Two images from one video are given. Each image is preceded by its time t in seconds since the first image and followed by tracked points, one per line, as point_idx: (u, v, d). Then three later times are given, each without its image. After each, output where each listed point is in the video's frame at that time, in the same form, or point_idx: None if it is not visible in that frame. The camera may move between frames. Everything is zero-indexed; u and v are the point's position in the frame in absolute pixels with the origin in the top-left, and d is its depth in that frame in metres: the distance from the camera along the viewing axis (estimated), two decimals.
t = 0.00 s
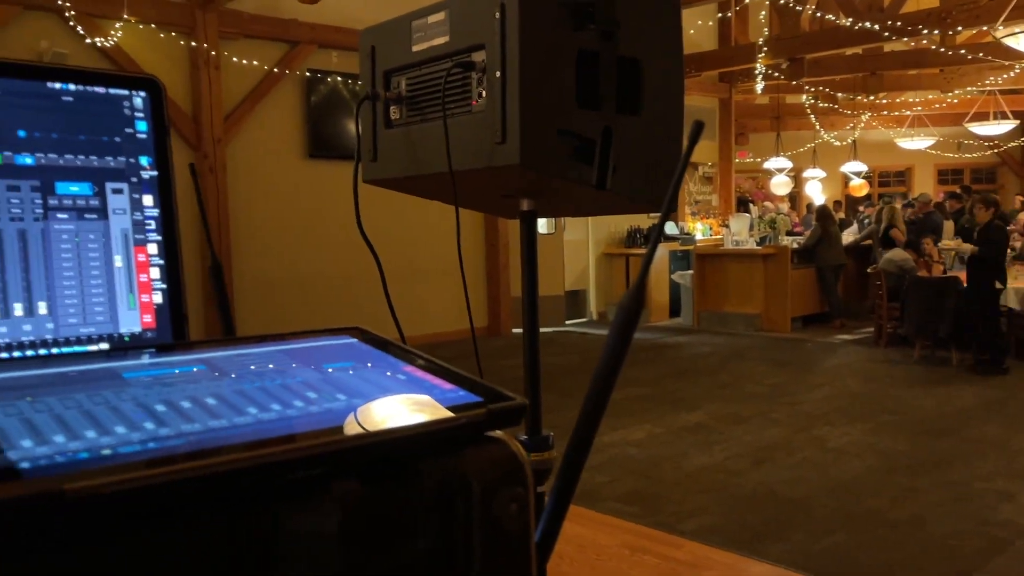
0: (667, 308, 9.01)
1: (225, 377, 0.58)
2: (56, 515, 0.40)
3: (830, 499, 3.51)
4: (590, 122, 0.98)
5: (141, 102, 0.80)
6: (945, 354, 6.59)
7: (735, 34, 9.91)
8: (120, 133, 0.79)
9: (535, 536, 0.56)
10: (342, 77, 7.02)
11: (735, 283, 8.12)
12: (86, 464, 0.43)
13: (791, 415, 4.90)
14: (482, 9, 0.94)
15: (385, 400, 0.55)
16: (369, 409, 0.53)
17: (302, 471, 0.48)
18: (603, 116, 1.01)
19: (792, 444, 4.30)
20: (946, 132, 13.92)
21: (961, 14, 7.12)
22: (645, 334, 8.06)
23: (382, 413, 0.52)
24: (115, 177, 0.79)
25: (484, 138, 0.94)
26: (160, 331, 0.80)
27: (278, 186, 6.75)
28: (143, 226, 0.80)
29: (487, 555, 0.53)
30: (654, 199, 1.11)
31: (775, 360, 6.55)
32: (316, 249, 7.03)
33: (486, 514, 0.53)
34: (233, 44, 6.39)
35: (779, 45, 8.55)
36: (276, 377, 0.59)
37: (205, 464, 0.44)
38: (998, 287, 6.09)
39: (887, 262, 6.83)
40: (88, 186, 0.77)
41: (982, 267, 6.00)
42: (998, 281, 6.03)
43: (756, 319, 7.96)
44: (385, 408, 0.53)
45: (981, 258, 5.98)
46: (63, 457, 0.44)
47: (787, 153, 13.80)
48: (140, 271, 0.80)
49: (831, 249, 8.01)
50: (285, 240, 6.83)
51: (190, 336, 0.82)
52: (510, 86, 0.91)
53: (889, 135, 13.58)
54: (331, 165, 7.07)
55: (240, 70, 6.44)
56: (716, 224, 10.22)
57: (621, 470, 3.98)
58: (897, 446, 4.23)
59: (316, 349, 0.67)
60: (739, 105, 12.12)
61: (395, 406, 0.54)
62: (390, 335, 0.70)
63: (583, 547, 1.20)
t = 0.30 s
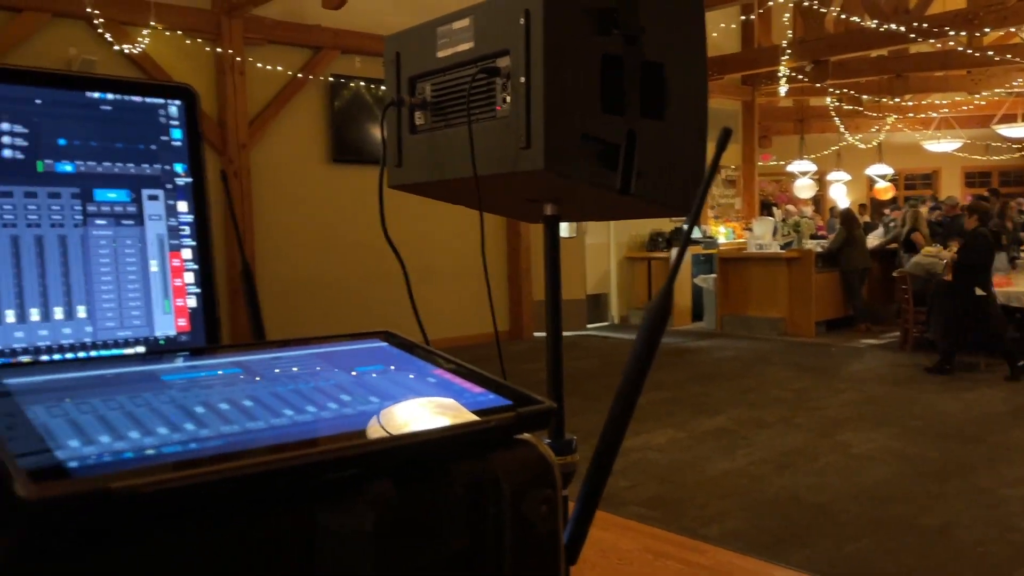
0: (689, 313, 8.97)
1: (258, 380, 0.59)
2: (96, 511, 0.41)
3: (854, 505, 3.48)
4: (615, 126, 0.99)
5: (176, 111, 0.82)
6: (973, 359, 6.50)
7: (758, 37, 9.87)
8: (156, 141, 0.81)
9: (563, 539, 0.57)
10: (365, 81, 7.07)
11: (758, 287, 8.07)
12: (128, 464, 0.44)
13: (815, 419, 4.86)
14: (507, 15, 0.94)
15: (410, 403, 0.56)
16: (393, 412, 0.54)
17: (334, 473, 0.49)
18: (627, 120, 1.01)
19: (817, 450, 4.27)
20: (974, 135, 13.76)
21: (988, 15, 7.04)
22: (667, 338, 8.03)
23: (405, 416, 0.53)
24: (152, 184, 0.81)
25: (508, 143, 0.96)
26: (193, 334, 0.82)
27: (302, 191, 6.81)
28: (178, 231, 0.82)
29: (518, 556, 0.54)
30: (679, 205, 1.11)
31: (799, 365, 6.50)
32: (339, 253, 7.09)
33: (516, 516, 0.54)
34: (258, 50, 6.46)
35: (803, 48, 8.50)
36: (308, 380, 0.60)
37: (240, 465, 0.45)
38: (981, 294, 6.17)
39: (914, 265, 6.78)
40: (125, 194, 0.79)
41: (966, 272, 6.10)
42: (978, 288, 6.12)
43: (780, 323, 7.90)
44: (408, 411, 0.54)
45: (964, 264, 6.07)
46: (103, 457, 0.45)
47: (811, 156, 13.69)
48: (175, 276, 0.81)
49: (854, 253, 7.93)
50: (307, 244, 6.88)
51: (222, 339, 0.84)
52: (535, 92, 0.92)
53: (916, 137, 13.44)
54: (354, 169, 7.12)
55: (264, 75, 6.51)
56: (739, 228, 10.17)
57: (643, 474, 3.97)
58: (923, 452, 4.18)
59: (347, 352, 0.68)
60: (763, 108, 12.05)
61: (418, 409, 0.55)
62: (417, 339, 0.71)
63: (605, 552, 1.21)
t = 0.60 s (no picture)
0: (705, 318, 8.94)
1: (279, 385, 0.60)
2: (117, 515, 0.41)
3: (872, 513, 3.44)
4: (630, 132, 0.99)
5: (196, 118, 0.83)
6: (993, 365, 6.43)
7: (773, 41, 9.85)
8: (177, 148, 0.82)
9: (580, 546, 0.57)
10: (380, 87, 7.11)
11: (774, 293, 8.03)
12: (152, 469, 0.44)
13: (833, 426, 4.82)
14: (522, 22, 0.95)
15: (425, 409, 0.56)
16: (407, 417, 0.54)
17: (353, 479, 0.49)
18: (642, 126, 1.02)
19: (834, 456, 4.24)
20: (992, 138, 13.65)
21: (1007, 19, 7.00)
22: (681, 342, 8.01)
23: (419, 421, 0.54)
24: (172, 191, 0.81)
25: (524, 148, 0.96)
26: (212, 340, 0.83)
27: (317, 196, 6.84)
28: (198, 238, 0.83)
29: (535, 564, 0.54)
30: (695, 210, 1.11)
31: (815, 370, 6.47)
32: (354, 258, 7.11)
33: (534, 523, 0.54)
34: (274, 56, 6.52)
35: (818, 51, 8.48)
36: (327, 386, 0.60)
37: (258, 471, 0.45)
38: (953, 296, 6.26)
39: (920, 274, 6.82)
40: (146, 201, 0.80)
41: (942, 275, 6.19)
42: (948, 290, 6.22)
43: (796, 329, 7.85)
44: (422, 415, 0.55)
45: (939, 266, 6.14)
46: (125, 463, 0.46)
47: (827, 160, 13.62)
48: (195, 281, 0.82)
49: (871, 258, 7.87)
50: (322, 249, 6.90)
51: (241, 344, 0.84)
52: (550, 98, 0.92)
53: (933, 141, 13.35)
54: (369, 174, 7.15)
55: (281, 81, 6.56)
56: (755, 233, 10.14)
57: (659, 481, 3.95)
58: (942, 459, 4.14)
59: (365, 358, 0.68)
60: (779, 112, 12.01)
61: (434, 414, 0.55)
62: (434, 344, 0.71)
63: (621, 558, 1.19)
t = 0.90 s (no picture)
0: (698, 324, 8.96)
1: (252, 396, 0.59)
2: (83, 528, 0.40)
3: (865, 519, 3.44)
4: (617, 139, 0.99)
5: (175, 125, 0.82)
6: (984, 371, 6.46)
7: (765, 47, 9.90)
8: (154, 155, 0.81)
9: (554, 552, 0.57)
10: (373, 93, 7.10)
11: (766, 299, 8.06)
12: (118, 481, 0.44)
13: (826, 432, 4.82)
14: (509, 28, 0.95)
15: (414, 416, 0.56)
16: (399, 425, 0.54)
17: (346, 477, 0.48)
18: (631, 134, 1.01)
19: (826, 462, 4.24)
20: (983, 144, 13.73)
21: (997, 26, 7.05)
22: (674, 348, 8.03)
23: (411, 429, 0.53)
24: (150, 199, 0.81)
25: (511, 155, 0.96)
26: (190, 349, 0.83)
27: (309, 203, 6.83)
28: (175, 246, 0.82)
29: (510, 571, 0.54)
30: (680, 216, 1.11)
31: (807, 375, 6.50)
32: (345, 263, 7.09)
33: (505, 532, 0.54)
34: (266, 62, 6.51)
35: (810, 58, 8.53)
36: (302, 395, 0.60)
37: (236, 481, 0.45)
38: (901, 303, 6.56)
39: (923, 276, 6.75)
40: (123, 208, 0.79)
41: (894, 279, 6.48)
42: (897, 296, 6.53)
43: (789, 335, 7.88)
44: (414, 423, 0.54)
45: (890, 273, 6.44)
46: (89, 475, 0.45)
47: (819, 166, 13.68)
48: (173, 289, 0.82)
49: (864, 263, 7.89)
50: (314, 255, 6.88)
51: (219, 354, 0.84)
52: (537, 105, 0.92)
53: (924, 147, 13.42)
54: (362, 180, 7.14)
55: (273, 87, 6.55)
56: (747, 239, 10.18)
57: (651, 487, 3.94)
58: (934, 465, 4.15)
59: (342, 367, 0.68)
60: (771, 119, 12.07)
61: (423, 421, 0.55)
62: (413, 353, 0.70)
63: (610, 564, 1.20)
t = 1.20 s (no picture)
0: (660, 328, 9.04)
1: (178, 406, 0.61)
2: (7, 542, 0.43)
3: (822, 522, 3.49)
4: (572, 145, 0.99)
5: (106, 131, 0.83)
6: (937, 374, 6.60)
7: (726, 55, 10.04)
8: (83, 160, 0.82)
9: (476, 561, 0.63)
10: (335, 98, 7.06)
11: (727, 304, 8.16)
12: (37, 495, 0.46)
13: (785, 435, 4.89)
14: (460, 35, 0.96)
15: (375, 424, 0.61)
16: (359, 432, 0.59)
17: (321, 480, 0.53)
18: (585, 140, 1.01)
19: (786, 466, 4.28)
20: (936, 152, 14.08)
21: (948, 37, 7.24)
22: (638, 353, 8.09)
23: (371, 435, 0.58)
24: (78, 206, 0.81)
25: (463, 161, 0.97)
26: (123, 359, 0.83)
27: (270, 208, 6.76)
28: (105, 253, 0.83)
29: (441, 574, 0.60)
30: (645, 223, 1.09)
31: (768, 379, 6.58)
32: (306, 270, 7.02)
33: (434, 537, 0.60)
34: (225, 66, 6.43)
35: (769, 67, 8.68)
36: (231, 405, 0.62)
37: (191, 486, 0.49)
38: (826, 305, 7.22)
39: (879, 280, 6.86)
40: (50, 215, 0.80)
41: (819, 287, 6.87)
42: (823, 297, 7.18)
43: (749, 339, 7.99)
44: (374, 430, 0.59)
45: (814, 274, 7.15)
46: (10, 488, 0.47)
47: (779, 173, 13.89)
48: (102, 298, 0.82)
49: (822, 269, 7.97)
50: (274, 262, 6.82)
51: (151, 363, 0.85)
52: (489, 111, 0.93)
53: (880, 154, 13.71)
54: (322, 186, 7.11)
55: (233, 91, 6.48)
56: (709, 244, 10.31)
57: (613, 492, 3.96)
58: (891, 467, 4.22)
59: (276, 375, 0.70)
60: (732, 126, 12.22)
61: (383, 429, 0.60)
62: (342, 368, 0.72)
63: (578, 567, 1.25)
